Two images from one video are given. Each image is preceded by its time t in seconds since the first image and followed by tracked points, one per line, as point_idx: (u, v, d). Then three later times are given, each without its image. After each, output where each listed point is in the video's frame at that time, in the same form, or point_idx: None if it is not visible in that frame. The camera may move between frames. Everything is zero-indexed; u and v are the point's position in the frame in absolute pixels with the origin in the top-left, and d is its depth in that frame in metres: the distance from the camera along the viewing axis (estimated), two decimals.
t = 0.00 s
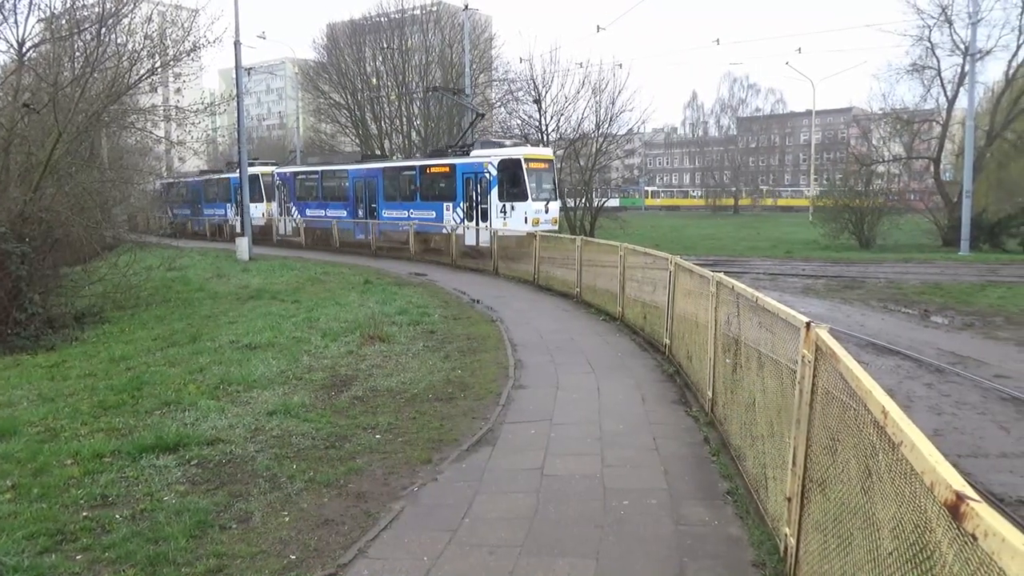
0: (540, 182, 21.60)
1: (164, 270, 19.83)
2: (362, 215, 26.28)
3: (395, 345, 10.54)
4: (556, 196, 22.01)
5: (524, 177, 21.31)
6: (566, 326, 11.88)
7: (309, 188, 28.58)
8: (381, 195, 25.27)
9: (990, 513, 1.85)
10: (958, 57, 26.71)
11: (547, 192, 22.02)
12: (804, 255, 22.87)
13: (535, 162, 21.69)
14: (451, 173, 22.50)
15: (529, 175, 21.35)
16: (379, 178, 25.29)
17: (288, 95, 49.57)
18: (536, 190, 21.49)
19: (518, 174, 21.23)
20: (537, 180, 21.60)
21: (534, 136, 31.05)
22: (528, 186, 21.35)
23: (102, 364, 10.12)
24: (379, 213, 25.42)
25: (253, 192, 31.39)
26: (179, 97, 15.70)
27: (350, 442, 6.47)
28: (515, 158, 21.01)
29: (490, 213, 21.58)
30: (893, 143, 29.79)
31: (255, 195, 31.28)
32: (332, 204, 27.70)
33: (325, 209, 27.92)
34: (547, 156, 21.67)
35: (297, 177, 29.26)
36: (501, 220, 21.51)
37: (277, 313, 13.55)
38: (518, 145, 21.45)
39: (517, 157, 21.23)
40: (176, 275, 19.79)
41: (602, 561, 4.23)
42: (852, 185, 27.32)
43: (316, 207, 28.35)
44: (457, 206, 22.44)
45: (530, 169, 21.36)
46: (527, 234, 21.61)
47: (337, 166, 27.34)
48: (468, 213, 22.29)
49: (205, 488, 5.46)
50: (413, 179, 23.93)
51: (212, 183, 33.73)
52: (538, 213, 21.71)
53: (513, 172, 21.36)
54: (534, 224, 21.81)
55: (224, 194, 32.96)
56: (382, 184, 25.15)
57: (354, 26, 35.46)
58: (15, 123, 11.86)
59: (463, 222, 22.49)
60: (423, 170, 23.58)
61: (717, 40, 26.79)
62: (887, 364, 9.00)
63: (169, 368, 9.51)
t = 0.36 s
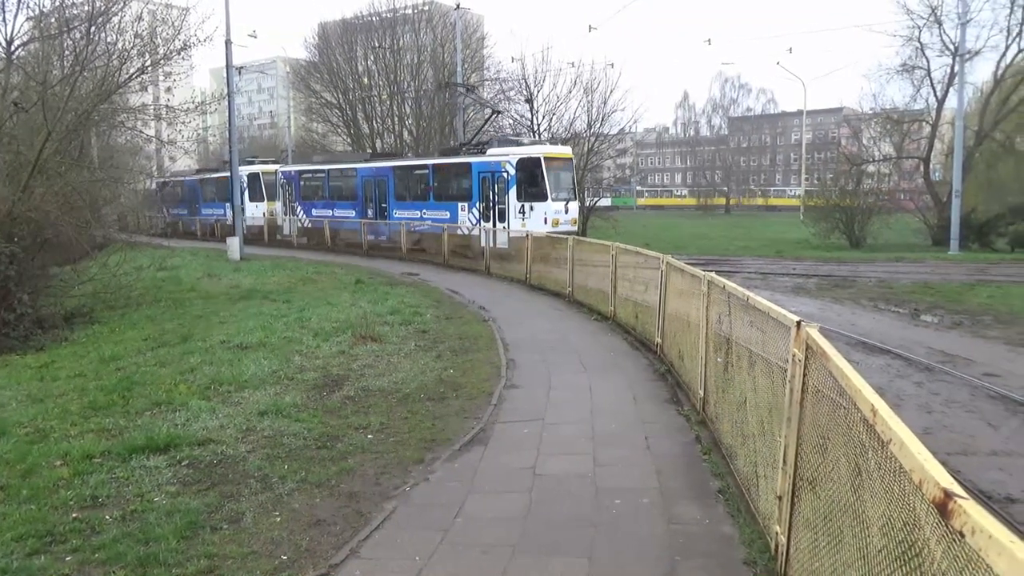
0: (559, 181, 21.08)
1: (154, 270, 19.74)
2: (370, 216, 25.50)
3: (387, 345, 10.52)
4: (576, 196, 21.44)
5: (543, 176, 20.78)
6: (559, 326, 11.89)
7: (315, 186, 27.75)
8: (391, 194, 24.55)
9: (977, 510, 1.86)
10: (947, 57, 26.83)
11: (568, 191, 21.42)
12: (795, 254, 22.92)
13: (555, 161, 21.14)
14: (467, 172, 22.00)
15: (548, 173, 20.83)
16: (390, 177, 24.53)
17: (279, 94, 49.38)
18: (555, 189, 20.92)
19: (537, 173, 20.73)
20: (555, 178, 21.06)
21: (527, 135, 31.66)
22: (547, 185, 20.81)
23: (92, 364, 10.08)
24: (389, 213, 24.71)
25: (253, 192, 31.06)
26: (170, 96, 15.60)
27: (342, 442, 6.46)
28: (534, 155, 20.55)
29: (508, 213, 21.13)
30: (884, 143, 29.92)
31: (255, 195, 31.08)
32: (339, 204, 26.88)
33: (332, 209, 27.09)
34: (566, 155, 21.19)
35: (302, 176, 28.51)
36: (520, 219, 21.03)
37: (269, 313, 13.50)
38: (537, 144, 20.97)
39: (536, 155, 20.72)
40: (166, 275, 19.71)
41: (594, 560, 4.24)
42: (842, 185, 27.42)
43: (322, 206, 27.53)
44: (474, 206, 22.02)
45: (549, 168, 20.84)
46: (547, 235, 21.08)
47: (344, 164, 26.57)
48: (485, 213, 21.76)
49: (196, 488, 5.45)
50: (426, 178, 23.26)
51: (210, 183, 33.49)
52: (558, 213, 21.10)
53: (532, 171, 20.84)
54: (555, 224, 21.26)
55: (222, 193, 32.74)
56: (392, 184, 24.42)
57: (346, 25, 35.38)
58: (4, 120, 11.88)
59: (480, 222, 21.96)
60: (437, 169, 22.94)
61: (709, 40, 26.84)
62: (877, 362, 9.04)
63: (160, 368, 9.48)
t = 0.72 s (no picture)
0: (580, 179, 20.73)
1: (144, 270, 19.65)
2: (381, 215, 24.92)
3: (378, 344, 10.51)
4: (596, 195, 21.10)
5: (565, 175, 20.40)
6: (550, 325, 11.90)
7: (320, 185, 27.08)
8: (403, 193, 24.03)
9: (964, 505, 1.87)
10: (936, 57, 26.99)
11: (588, 190, 21.06)
12: (785, 253, 23.01)
13: (576, 159, 20.76)
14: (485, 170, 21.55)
15: (569, 171, 20.45)
16: (402, 175, 24.00)
17: (269, 93, 49.19)
18: (576, 188, 20.56)
19: (557, 171, 20.36)
20: (575, 177, 20.70)
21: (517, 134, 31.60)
22: (568, 183, 20.45)
23: (81, 365, 10.02)
24: (401, 213, 24.21)
25: (252, 190, 29.96)
26: (159, 95, 15.50)
27: (332, 442, 6.44)
28: (556, 153, 20.14)
29: (527, 213, 20.71)
30: (873, 142, 30.09)
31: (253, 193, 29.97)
32: (346, 203, 26.20)
33: (339, 208, 26.42)
34: (587, 152, 20.83)
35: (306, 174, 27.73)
36: (540, 220, 20.65)
37: (259, 312, 13.46)
38: (557, 141, 20.60)
39: (557, 154, 20.33)
40: (156, 275, 19.60)
41: (585, 558, 4.25)
42: (832, 184, 27.55)
43: (329, 205, 26.89)
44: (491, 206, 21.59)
45: (570, 166, 20.47)
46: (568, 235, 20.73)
47: (351, 162, 25.82)
48: (503, 212, 21.38)
49: (186, 489, 5.42)
50: (440, 177, 22.80)
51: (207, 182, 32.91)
52: (579, 213, 20.73)
53: (553, 169, 20.46)
54: (576, 225, 20.90)
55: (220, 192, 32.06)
56: (405, 182, 23.89)
57: (336, 23, 35.29)
58: None
59: (498, 222, 21.57)
60: (451, 168, 22.48)
61: (699, 40, 26.93)
62: (866, 360, 9.09)
63: (149, 369, 9.44)
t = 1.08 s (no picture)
0: (603, 179, 20.53)
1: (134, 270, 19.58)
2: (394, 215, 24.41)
3: (370, 344, 10.51)
4: (620, 196, 20.89)
5: (590, 173, 20.20)
6: (542, 324, 11.91)
7: (332, 185, 26.62)
8: (417, 193, 23.49)
9: (954, 503, 1.88)
10: (925, 57, 27.11)
11: (612, 190, 20.86)
12: (777, 252, 23.08)
13: (599, 158, 20.58)
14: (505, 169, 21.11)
15: (594, 171, 20.26)
16: (416, 174, 23.46)
17: (260, 92, 49.04)
18: (601, 188, 20.34)
19: (583, 170, 20.15)
20: (599, 176, 20.49)
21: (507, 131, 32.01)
22: (592, 183, 20.22)
23: (71, 366, 9.97)
24: (415, 213, 23.68)
25: (256, 189, 30.43)
26: (150, 94, 15.40)
27: (325, 442, 6.43)
28: (581, 152, 19.95)
29: (551, 213, 20.40)
30: (863, 142, 30.25)
31: (256, 192, 30.44)
32: (357, 203, 25.70)
33: (350, 209, 25.96)
34: (610, 152, 20.68)
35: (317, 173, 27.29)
36: (564, 220, 20.36)
37: (250, 313, 13.42)
38: (580, 140, 20.49)
39: (582, 152, 20.18)
40: (147, 275, 19.57)
41: (578, 557, 4.26)
42: (823, 183, 27.66)
43: (338, 205, 26.44)
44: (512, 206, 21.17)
45: (594, 164, 20.30)
46: (592, 236, 20.46)
47: (363, 161, 25.34)
48: (524, 213, 20.99)
49: (178, 491, 5.40)
50: (458, 176, 22.30)
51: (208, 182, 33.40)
52: (604, 213, 20.53)
53: (577, 168, 20.25)
54: (600, 226, 20.69)
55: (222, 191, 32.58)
56: (419, 181, 23.33)
57: (328, 23, 35.20)
58: None
59: (519, 223, 21.17)
60: (469, 167, 21.99)
61: (690, 40, 27.01)
62: (857, 358, 9.14)
63: (140, 370, 9.40)
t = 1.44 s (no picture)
0: (629, 178, 19.93)
1: (123, 272, 19.48)
2: (407, 216, 23.68)
3: (361, 345, 10.49)
4: (645, 195, 20.25)
5: (616, 172, 19.62)
6: (534, 324, 11.92)
7: (340, 185, 25.85)
8: (431, 192, 22.75)
9: (939, 500, 1.90)
10: (913, 57, 27.25)
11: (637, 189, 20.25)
12: (767, 251, 23.17)
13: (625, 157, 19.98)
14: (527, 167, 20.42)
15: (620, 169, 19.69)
16: (430, 173, 22.71)
17: (249, 93, 48.85)
18: (626, 186, 19.75)
19: (609, 169, 19.59)
20: (625, 175, 19.90)
21: (500, 134, 32.71)
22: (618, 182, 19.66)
23: (59, 369, 9.90)
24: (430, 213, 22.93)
25: (258, 190, 29.74)
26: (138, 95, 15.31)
27: (315, 444, 6.41)
28: (607, 149, 19.38)
29: (575, 213, 19.77)
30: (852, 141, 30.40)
31: (258, 193, 29.75)
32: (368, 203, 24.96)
33: (359, 210, 25.22)
34: (635, 150, 20.10)
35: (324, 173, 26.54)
36: (588, 220, 19.76)
37: (241, 314, 13.38)
38: (603, 138, 19.89)
39: (607, 150, 19.60)
40: (135, 277, 19.47)
41: (570, 557, 4.26)
42: (812, 182, 27.78)
43: (347, 206, 25.68)
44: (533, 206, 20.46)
45: (620, 163, 19.72)
46: (617, 236, 19.86)
47: (374, 160, 24.59)
48: (546, 212, 20.28)
49: (168, 493, 5.37)
50: (475, 175, 21.60)
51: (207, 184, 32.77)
52: (629, 213, 19.93)
53: (601, 166, 19.68)
54: (625, 226, 20.05)
55: (223, 192, 31.86)
56: (433, 181, 22.60)
57: (317, 23, 35.07)
58: None
59: (540, 223, 20.44)
60: (487, 166, 21.30)
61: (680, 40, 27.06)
62: (847, 357, 9.18)
63: (129, 372, 9.35)
